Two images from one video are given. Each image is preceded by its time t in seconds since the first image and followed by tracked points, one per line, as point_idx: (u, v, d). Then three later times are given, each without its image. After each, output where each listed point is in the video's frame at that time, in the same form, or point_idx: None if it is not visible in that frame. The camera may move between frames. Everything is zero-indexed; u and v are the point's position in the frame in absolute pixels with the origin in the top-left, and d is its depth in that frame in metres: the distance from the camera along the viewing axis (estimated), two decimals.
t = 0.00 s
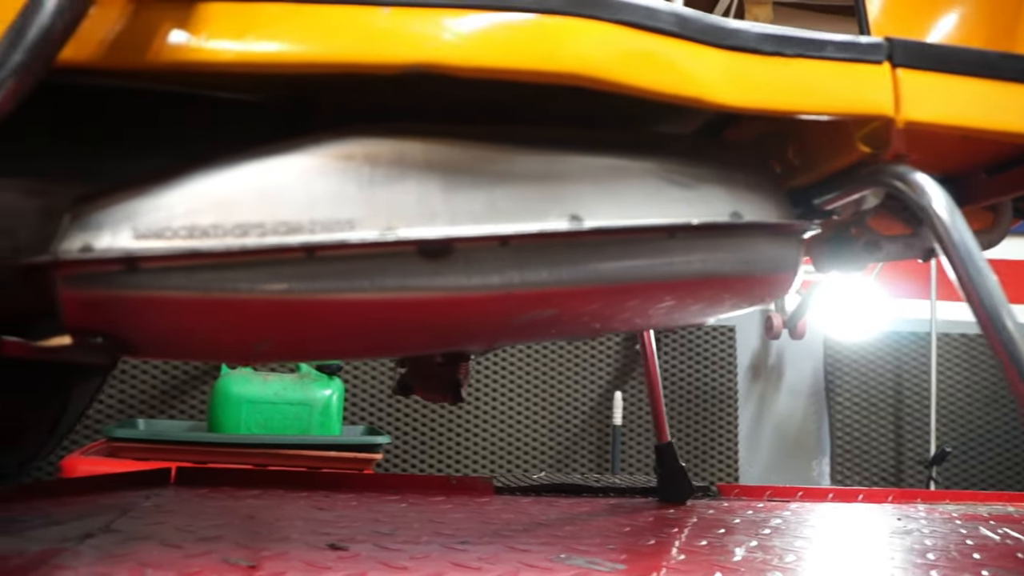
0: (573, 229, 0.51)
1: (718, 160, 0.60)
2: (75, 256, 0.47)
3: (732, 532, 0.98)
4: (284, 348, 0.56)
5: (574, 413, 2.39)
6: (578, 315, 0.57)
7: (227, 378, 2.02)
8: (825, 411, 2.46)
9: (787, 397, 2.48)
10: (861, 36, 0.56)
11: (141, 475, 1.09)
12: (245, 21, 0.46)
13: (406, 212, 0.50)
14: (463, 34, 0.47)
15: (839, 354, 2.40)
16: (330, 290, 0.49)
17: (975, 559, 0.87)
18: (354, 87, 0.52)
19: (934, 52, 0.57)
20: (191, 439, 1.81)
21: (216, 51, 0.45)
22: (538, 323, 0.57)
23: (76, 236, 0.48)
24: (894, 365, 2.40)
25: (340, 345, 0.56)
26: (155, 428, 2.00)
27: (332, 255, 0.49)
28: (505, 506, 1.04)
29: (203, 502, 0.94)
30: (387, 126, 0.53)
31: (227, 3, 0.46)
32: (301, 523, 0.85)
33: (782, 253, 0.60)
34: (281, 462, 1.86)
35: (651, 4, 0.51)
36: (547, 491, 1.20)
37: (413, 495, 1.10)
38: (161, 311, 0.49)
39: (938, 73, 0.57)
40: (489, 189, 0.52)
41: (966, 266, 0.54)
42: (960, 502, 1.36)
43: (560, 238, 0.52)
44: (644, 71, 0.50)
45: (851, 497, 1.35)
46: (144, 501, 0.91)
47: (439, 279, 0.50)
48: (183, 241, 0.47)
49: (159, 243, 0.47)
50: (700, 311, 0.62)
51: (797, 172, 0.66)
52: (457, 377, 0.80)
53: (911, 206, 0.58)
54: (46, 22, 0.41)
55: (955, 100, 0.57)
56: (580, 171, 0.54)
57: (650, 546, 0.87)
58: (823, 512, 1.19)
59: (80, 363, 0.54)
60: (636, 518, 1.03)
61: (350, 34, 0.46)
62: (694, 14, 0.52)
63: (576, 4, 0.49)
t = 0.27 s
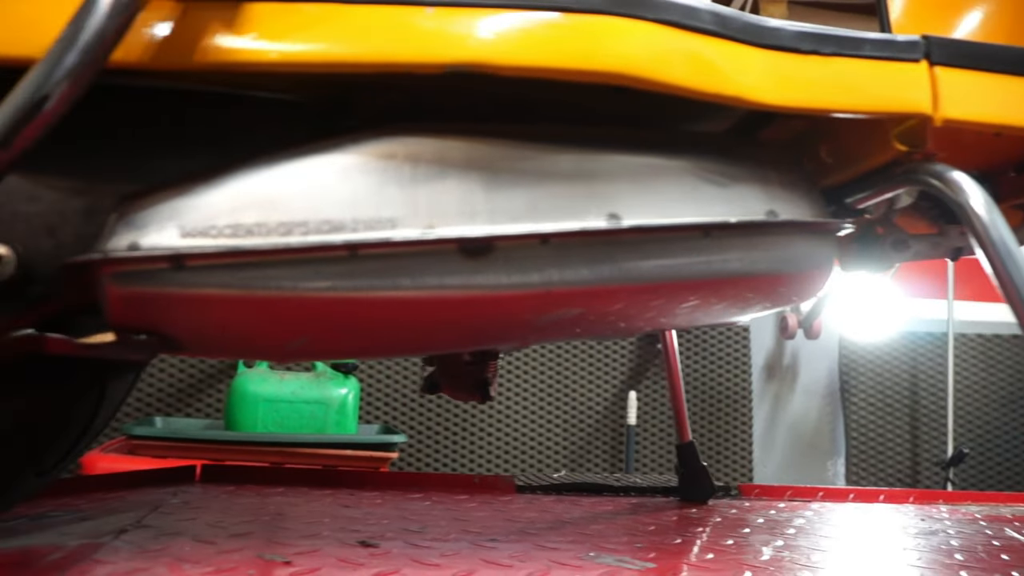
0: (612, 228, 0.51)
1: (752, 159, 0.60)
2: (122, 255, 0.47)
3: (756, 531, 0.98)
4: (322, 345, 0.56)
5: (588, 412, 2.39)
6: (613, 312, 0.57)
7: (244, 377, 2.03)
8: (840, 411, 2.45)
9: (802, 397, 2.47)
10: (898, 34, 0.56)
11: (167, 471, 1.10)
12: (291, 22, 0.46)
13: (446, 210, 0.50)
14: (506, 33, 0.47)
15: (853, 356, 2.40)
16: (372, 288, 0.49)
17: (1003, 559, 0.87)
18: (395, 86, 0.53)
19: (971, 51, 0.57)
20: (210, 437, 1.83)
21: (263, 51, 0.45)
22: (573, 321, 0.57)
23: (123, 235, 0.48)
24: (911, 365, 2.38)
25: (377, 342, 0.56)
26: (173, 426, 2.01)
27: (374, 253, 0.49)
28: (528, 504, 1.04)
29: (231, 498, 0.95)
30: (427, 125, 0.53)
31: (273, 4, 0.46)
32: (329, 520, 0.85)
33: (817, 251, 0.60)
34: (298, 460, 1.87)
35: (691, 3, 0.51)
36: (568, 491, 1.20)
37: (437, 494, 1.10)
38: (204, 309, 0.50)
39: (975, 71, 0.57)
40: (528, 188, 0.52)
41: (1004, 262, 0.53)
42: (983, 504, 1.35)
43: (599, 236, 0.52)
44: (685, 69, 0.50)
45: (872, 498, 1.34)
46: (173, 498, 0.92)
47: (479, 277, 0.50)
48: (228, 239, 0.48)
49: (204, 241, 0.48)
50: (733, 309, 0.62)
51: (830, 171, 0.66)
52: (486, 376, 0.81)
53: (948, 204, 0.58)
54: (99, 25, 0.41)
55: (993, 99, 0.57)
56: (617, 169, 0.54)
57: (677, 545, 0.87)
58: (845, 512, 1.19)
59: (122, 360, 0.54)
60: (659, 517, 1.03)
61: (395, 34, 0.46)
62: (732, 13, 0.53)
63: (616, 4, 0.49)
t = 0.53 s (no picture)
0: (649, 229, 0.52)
1: (786, 160, 0.60)
2: (166, 254, 0.48)
3: (780, 532, 0.98)
4: (357, 344, 0.56)
5: (603, 413, 2.38)
6: (646, 313, 0.57)
7: (260, 377, 2.03)
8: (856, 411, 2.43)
9: (817, 398, 2.45)
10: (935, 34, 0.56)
11: (191, 470, 1.11)
12: (334, 24, 0.46)
13: (485, 211, 0.50)
14: (547, 34, 0.47)
15: (870, 358, 2.40)
16: (411, 288, 0.50)
17: None
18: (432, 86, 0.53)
19: (1007, 50, 0.57)
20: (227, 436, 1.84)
21: (308, 53, 0.46)
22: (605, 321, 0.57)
23: (166, 235, 0.49)
24: (925, 367, 2.36)
25: (412, 342, 0.56)
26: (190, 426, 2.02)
27: (414, 253, 0.49)
28: (551, 504, 1.05)
29: (256, 497, 0.95)
30: (464, 127, 0.54)
31: (316, 7, 0.46)
32: (356, 520, 0.86)
33: (852, 251, 0.60)
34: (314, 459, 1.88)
35: (729, 4, 0.52)
36: (589, 491, 1.20)
37: (459, 493, 1.10)
38: (244, 309, 0.50)
39: (1011, 71, 0.57)
40: (565, 189, 0.52)
41: None
42: (1005, 505, 1.34)
43: (636, 236, 0.52)
44: (724, 70, 0.50)
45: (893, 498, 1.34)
46: (199, 496, 0.93)
47: (517, 277, 0.51)
48: (271, 240, 0.48)
49: (246, 242, 0.48)
50: (768, 311, 0.62)
51: (862, 172, 0.66)
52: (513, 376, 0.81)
53: (984, 205, 0.58)
54: (147, 30, 0.41)
55: None
56: (653, 170, 0.55)
57: (703, 545, 0.87)
58: (867, 513, 1.18)
59: (160, 360, 0.55)
60: (682, 518, 1.03)
61: (438, 36, 0.47)
62: (771, 14, 0.53)
63: (656, 5, 0.50)
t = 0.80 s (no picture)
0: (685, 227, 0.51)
1: (821, 156, 0.60)
2: (207, 255, 0.48)
3: (808, 532, 0.97)
4: (392, 343, 0.57)
5: (621, 413, 2.38)
6: (680, 311, 0.57)
7: (280, 377, 2.04)
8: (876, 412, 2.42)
9: (836, 398, 2.44)
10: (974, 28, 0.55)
11: (218, 469, 1.12)
12: (372, 24, 0.46)
13: (522, 209, 0.50)
14: (584, 32, 0.48)
15: (890, 356, 2.36)
16: (448, 287, 0.50)
17: None
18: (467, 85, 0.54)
19: None
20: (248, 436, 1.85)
21: (348, 54, 0.46)
22: (572, 338, 0.57)
23: (206, 235, 0.49)
24: (948, 364, 2.33)
25: (446, 341, 0.57)
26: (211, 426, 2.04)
27: (452, 252, 0.50)
28: (576, 504, 1.04)
29: (284, 496, 0.96)
30: (498, 125, 0.54)
31: (355, 7, 0.47)
32: (384, 518, 0.86)
33: (890, 248, 0.59)
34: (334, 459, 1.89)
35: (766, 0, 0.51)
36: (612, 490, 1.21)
37: (483, 493, 1.11)
38: (283, 308, 0.51)
39: None
40: (600, 187, 0.52)
41: None
42: None
43: (671, 235, 0.52)
44: (760, 67, 0.50)
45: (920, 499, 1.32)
46: (228, 495, 0.94)
47: (554, 276, 0.51)
48: (310, 239, 0.48)
49: (286, 242, 0.48)
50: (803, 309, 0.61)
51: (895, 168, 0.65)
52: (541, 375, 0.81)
53: None
54: (193, 31, 0.42)
55: None
56: (688, 168, 0.54)
57: (732, 545, 0.86)
58: (894, 513, 1.17)
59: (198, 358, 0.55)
60: (707, 517, 1.03)
61: (476, 35, 0.47)
62: (807, 10, 0.52)
63: (693, 3, 0.50)
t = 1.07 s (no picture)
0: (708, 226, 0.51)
1: (842, 154, 0.60)
2: (232, 254, 0.48)
3: (825, 532, 0.97)
4: (413, 342, 0.57)
5: (631, 413, 2.37)
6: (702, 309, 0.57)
7: (291, 377, 2.05)
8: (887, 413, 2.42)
9: (847, 399, 2.43)
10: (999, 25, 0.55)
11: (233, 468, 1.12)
12: (397, 23, 0.47)
13: (544, 208, 0.51)
14: (610, 31, 0.48)
15: (903, 357, 2.35)
16: (471, 286, 0.50)
17: None
18: (488, 84, 0.54)
19: None
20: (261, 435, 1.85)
21: (373, 53, 0.46)
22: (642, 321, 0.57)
23: (231, 234, 0.50)
24: (962, 363, 2.32)
25: (467, 340, 0.57)
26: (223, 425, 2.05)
27: (476, 251, 0.50)
28: (591, 503, 1.04)
29: (300, 495, 0.96)
30: (520, 124, 0.54)
31: (381, 7, 0.47)
32: (401, 517, 0.86)
33: (912, 246, 0.59)
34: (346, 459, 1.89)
35: None
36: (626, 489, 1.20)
37: (498, 492, 1.11)
38: (307, 307, 0.51)
39: None
40: (623, 185, 0.52)
41: None
42: None
43: (694, 233, 0.52)
44: (783, 65, 0.50)
45: (936, 499, 1.31)
46: (245, 494, 0.94)
47: (577, 274, 0.51)
48: (334, 238, 0.49)
49: (310, 241, 0.49)
50: (825, 308, 0.61)
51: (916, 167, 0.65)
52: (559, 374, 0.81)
53: None
54: (221, 30, 0.42)
55: None
56: (710, 166, 0.54)
57: (749, 545, 0.86)
58: (910, 513, 1.16)
59: (221, 356, 0.55)
60: (723, 517, 1.02)
61: (500, 34, 0.47)
62: (832, 8, 0.52)
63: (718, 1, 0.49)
